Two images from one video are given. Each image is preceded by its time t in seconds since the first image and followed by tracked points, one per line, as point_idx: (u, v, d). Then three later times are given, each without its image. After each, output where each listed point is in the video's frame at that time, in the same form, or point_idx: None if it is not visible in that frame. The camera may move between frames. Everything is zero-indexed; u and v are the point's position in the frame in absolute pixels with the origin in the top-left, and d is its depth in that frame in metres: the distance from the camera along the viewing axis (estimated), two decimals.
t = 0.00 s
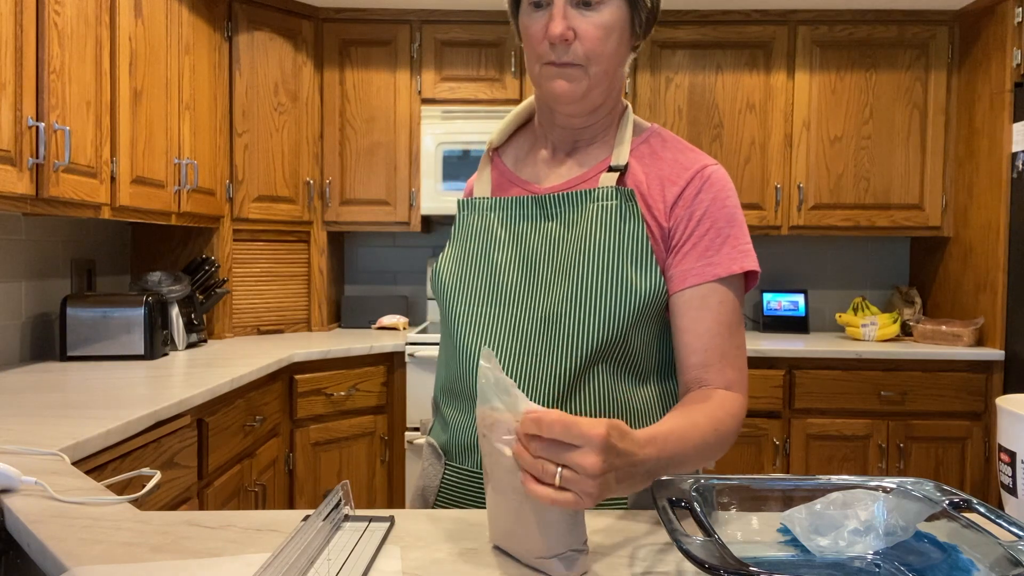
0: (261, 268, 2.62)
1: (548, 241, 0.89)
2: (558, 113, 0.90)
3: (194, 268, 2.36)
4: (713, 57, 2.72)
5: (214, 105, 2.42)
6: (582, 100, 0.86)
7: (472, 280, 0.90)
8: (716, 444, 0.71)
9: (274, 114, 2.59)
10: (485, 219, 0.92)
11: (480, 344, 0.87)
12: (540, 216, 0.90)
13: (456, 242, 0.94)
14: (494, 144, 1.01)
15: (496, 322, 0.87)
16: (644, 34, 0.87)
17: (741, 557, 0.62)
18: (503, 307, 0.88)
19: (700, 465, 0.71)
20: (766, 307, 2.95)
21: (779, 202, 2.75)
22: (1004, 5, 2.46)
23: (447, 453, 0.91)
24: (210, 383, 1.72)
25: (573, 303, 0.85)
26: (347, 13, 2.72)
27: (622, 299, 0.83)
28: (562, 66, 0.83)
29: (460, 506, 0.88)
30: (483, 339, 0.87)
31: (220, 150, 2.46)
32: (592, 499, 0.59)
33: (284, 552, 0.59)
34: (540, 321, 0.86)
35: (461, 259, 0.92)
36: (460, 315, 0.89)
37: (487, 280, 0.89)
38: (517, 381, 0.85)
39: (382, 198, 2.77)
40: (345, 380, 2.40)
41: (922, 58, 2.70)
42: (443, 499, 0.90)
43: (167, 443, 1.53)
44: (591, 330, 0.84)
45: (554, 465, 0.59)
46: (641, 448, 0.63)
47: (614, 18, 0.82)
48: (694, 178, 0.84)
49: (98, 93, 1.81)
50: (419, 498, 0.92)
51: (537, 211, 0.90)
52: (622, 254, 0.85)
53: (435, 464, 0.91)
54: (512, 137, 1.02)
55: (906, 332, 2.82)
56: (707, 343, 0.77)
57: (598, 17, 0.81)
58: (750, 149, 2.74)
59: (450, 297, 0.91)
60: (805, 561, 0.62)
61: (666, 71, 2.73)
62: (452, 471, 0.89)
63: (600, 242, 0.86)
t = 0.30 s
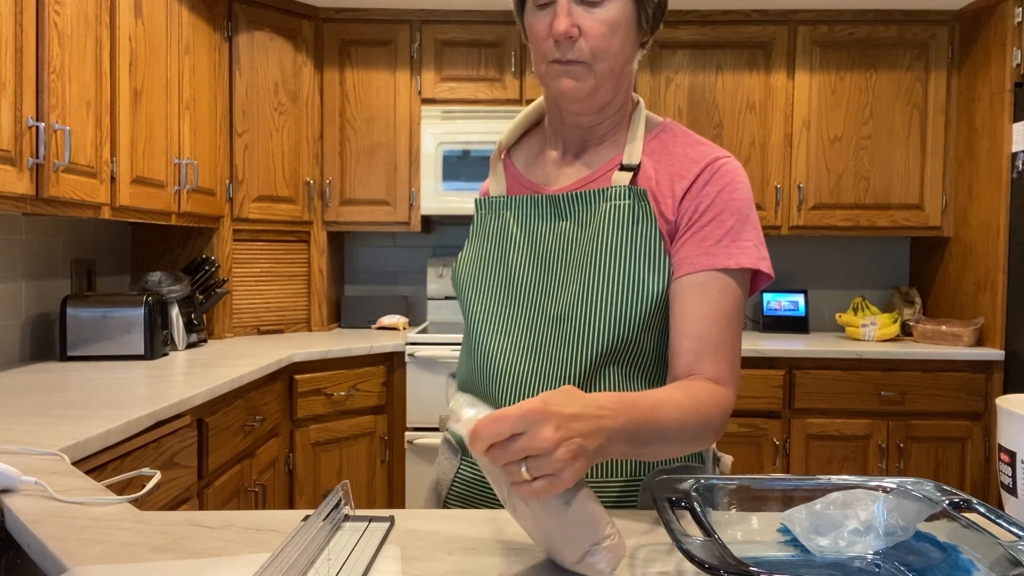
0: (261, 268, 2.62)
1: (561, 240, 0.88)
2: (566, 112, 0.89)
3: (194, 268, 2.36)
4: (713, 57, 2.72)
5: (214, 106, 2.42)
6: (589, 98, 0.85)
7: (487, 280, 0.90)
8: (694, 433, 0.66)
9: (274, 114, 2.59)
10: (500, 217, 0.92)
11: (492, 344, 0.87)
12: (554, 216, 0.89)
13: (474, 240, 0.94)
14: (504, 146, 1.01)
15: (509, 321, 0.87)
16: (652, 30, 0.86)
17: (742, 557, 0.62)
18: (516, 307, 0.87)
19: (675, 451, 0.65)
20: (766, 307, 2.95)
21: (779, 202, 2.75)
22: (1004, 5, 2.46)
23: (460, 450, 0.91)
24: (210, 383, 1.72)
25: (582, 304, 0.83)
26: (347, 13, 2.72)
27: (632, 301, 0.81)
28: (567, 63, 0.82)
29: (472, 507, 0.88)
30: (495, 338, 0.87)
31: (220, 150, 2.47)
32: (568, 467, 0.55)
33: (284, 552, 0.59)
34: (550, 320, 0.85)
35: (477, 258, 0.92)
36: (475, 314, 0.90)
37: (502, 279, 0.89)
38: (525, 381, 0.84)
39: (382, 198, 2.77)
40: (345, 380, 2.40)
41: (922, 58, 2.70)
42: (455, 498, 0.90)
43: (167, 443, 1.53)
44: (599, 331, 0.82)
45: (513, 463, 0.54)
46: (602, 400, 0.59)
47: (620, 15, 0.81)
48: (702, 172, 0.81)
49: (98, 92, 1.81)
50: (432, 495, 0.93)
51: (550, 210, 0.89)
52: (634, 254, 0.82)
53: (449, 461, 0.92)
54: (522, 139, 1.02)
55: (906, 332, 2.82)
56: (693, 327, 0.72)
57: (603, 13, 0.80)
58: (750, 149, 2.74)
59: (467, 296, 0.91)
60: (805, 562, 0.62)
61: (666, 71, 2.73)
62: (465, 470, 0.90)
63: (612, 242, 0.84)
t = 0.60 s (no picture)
0: (261, 268, 2.62)
1: (547, 240, 0.85)
2: (547, 112, 0.84)
3: (194, 268, 2.36)
4: (713, 57, 2.72)
5: (214, 106, 2.42)
6: (567, 95, 0.79)
7: (479, 278, 0.91)
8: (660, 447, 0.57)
9: (274, 114, 2.59)
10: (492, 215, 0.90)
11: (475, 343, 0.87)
12: (541, 215, 0.86)
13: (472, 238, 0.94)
14: (491, 147, 0.98)
15: (494, 322, 0.87)
16: (636, 27, 0.80)
17: (742, 557, 0.62)
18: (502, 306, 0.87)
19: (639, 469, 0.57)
20: (766, 307, 2.95)
21: (779, 202, 2.75)
22: (1004, 6, 2.46)
23: (455, 448, 0.92)
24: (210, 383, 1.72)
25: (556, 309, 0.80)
26: (347, 13, 2.72)
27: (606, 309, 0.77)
28: (542, 58, 0.76)
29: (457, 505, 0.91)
30: (478, 337, 0.88)
31: (220, 151, 2.47)
32: (496, 550, 0.50)
33: (285, 552, 0.59)
34: (531, 323, 0.84)
35: (473, 256, 0.93)
36: (465, 311, 0.91)
37: (494, 280, 0.89)
38: (504, 386, 0.83)
39: (382, 198, 2.77)
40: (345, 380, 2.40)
41: (922, 58, 2.70)
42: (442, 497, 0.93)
43: (167, 443, 1.53)
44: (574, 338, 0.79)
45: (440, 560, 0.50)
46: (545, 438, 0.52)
47: (600, 8, 0.75)
48: (677, 167, 0.76)
49: (98, 92, 1.81)
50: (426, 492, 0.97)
51: (537, 209, 0.86)
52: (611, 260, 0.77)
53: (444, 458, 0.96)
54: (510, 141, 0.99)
55: (906, 332, 2.82)
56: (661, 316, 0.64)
57: (582, 6, 0.74)
58: (751, 149, 2.74)
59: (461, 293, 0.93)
60: (805, 562, 0.62)
61: (666, 71, 2.73)
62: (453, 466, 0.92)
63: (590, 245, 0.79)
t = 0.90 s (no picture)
0: (261, 268, 2.62)
1: (506, 240, 0.86)
2: (507, 106, 0.83)
3: (194, 268, 2.36)
4: (713, 58, 2.72)
5: (214, 106, 2.42)
6: (532, 88, 0.78)
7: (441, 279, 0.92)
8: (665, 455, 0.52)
9: (274, 114, 2.59)
10: (453, 217, 0.91)
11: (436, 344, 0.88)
12: (500, 215, 0.87)
13: (434, 241, 0.94)
14: (454, 142, 0.98)
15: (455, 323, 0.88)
16: (599, 19, 0.80)
17: (742, 557, 0.62)
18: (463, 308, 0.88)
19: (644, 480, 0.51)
20: (766, 307, 2.95)
21: (779, 202, 2.74)
22: (1004, 5, 2.46)
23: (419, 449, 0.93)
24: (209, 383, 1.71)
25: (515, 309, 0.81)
26: (347, 13, 2.72)
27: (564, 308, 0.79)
28: (508, 50, 0.76)
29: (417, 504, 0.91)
30: (439, 338, 0.88)
31: (220, 151, 2.47)
32: (473, 546, 0.41)
33: (285, 551, 0.59)
34: (492, 327, 0.84)
35: (435, 258, 0.94)
36: (427, 313, 0.92)
37: (456, 283, 0.90)
38: (467, 390, 0.85)
39: (382, 198, 2.77)
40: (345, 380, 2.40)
41: (922, 58, 2.70)
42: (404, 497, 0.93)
43: (167, 443, 1.53)
44: (535, 341, 0.80)
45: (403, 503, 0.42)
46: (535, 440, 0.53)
47: None
48: (637, 165, 0.75)
49: (97, 93, 1.81)
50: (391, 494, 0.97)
51: (497, 210, 0.87)
52: (569, 259, 0.78)
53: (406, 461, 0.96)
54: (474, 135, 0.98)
55: (905, 332, 2.82)
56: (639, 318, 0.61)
57: None
58: (750, 149, 2.74)
59: (422, 295, 0.93)
60: (805, 562, 0.62)
61: (666, 71, 2.73)
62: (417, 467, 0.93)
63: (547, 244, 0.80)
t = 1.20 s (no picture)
0: (261, 268, 2.62)
1: (502, 242, 0.85)
2: (508, 106, 0.83)
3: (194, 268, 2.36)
4: (713, 57, 2.72)
5: (214, 106, 2.42)
6: (539, 89, 0.78)
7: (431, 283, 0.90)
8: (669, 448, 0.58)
9: (274, 114, 2.59)
10: (442, 216, 0.89)
11: (430, 350, 0.86)
12: (494, 215, 0.86)
13: (420, 241, 0.92)
14: (442, 140, 0.96)
15: (449, 327, 0.86)
16: (601, 20, 0.81)
17: (742, 557, 0.62)
18: (456, 312, 0.86)
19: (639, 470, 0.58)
20: (766, 307, 2.95)
21: (779, 202, 2.74)
22: (1004, 5, 2.46)
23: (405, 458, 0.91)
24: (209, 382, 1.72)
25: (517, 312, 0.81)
26: (348, 13, 2.72)
27: (568, 309, 0.79)
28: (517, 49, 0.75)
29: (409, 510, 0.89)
30: (432, 344, 0.86)
31: (220, 150, 2.47)
32: (510, 470, 0.49)
33: (285, 551, 0.59)
34: (487, 330, 0.83)
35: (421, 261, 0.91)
36: (416, 319, 0.89)
37: (446, 285, 0.88)
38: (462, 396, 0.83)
39: (382, 198, 2.77)
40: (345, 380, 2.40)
41: (922, 58, 2.70)
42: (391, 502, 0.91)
43: (167, 443, 1.53)
44: (537, 344, 0.80)
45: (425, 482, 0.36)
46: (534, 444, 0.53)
47: None
48: (642, 172, 0.77)
49: (97, 93, 1.81)
50: (371, 501, 0.94)
51: (490, 210, 0.86)
52: (573, 259, 0.79)
53: (387, 468, 0.93)
54: (465, 131, 0.97)
55: (905, 332, 2.82)
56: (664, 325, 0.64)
57: None
58: (750, 149, 2.74)
59: (410, 301, 0.91)
60: (805, 562, 0.62)
61: (666, 71, 2.73)
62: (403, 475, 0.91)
63: (550, 245, 0.80)
